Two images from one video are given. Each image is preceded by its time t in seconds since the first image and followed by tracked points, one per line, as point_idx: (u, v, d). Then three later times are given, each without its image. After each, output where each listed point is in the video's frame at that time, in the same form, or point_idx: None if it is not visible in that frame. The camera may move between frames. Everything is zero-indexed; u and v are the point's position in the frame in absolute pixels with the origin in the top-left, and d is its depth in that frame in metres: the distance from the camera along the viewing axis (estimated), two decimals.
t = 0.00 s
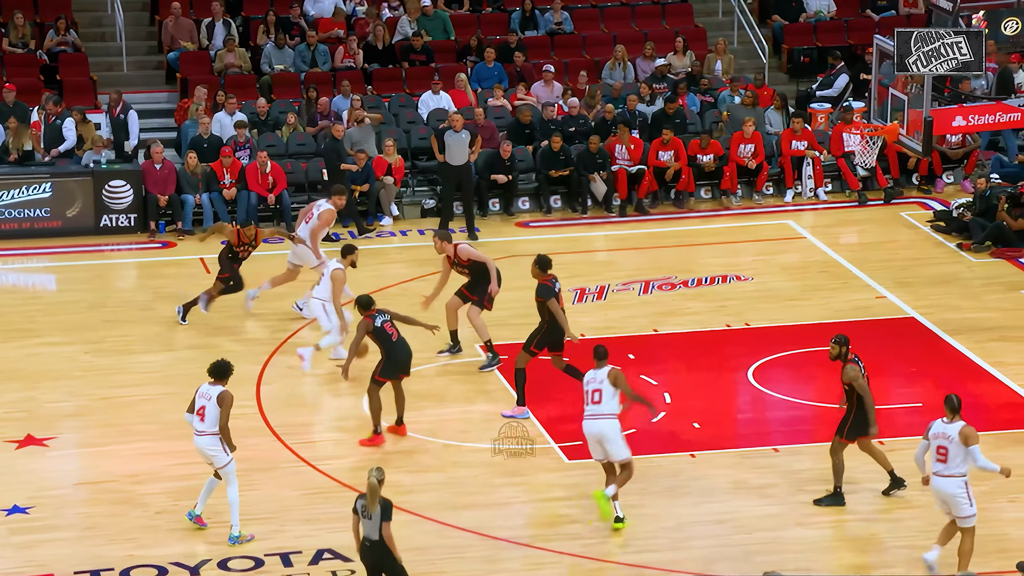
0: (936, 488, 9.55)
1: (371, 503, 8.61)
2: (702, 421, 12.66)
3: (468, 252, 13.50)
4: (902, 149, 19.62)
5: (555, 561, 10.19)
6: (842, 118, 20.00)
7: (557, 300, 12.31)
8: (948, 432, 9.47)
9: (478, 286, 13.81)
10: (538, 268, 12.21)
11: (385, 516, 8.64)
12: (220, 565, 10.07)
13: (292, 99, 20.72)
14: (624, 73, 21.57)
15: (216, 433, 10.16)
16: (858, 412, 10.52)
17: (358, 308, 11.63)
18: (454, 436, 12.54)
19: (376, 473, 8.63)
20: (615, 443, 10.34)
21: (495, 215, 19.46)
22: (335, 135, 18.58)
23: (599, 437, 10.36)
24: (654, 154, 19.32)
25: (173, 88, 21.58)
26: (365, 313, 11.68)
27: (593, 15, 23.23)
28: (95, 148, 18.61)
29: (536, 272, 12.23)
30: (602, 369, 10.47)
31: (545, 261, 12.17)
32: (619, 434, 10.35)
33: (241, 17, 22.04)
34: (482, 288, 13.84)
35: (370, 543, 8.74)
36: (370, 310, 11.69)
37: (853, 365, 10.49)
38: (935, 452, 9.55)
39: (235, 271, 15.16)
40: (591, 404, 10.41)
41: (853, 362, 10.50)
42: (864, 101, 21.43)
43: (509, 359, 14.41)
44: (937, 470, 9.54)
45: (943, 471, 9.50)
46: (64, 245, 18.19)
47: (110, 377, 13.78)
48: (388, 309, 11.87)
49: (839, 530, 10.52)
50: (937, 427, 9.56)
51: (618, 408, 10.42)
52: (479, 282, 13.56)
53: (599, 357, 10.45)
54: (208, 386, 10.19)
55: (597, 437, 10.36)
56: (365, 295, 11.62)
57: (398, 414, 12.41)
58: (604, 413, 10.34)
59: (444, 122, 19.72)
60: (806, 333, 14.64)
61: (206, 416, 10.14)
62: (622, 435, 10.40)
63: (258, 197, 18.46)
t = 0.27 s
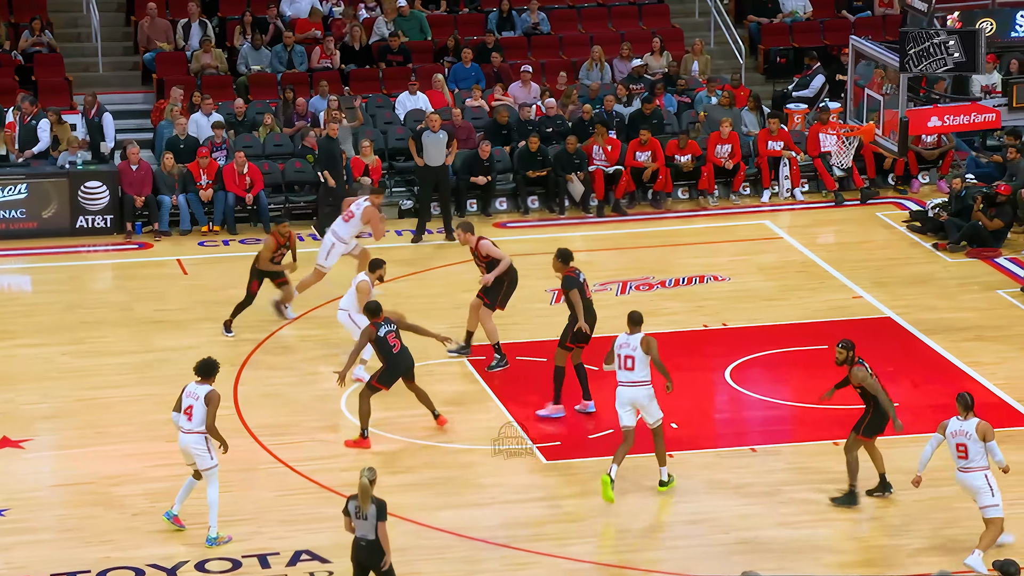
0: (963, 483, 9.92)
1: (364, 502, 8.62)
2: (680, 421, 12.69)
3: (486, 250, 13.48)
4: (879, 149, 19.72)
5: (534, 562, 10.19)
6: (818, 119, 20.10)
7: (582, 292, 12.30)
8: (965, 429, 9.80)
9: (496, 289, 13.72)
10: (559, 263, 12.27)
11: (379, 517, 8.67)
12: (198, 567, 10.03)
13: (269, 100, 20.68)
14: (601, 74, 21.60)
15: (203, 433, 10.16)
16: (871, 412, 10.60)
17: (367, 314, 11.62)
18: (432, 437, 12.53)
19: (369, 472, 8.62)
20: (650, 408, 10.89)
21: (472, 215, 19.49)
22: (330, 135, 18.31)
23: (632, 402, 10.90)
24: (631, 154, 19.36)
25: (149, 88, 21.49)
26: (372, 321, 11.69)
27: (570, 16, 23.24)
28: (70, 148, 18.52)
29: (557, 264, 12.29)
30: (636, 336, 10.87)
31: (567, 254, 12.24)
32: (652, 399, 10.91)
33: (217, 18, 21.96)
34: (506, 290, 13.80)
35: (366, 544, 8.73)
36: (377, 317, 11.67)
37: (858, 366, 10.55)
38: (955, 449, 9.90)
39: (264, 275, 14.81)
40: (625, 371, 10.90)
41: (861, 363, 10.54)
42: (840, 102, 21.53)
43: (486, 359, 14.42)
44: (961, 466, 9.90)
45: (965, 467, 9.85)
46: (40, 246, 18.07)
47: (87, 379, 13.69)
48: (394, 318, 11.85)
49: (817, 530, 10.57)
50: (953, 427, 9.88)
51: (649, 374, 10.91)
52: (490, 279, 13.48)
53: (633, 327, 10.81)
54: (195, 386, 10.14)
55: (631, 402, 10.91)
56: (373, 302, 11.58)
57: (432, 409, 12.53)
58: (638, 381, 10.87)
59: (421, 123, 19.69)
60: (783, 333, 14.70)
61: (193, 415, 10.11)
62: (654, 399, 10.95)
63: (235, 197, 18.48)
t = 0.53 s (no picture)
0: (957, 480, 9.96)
1: (357, 505, 8.83)
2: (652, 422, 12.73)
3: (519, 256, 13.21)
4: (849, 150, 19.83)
5: (506, 562, 10.20)
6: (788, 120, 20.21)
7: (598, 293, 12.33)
8: (964, 426, 9.86)
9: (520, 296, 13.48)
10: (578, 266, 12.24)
11: (374, 519, 8.87)
12: (168, 570, 9.97)
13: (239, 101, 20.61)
14: (572, 75, 21.63)
15: (176, 433, 10.17)
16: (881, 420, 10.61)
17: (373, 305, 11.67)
18: (403, 438, 12.52)
19: (364, 476, 8.85)
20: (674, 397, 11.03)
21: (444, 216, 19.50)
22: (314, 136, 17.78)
23: (660, 391, 11.05)
24: (602, 155, 19.40)
25: (119, 90, 21.36)
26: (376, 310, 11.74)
27: (541, 17, 23.25)
28: (40, 150, 18.40)
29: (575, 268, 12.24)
30: (662, 328, 11.08)
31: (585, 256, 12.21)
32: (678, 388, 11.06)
33: (187, 18, 21.85)
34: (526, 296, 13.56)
35: (360, 547, 8.97)
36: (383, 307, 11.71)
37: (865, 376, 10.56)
38: (953, 445, 9.94)
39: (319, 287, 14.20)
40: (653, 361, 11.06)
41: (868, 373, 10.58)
42: (810, 103, 21.65)
43: (458, 360, 14.42)
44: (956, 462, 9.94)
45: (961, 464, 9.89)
46: (8, 248, 17.93)
47: (56, 381, 13.59)
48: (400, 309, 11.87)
49: (788, 529, 10.62)
50: (954, 423, 9.93)
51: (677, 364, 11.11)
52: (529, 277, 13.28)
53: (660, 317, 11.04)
54: (168, 386, 10.11)
55: (659, 391, 11.05)
56: (377, 293, 11.63)
57: (424, 414, 12.44)
58: (668, 370, 11.03)
59: (392, 124, 19.65)
60: (754, 333, 14.77)
61: (167, 416, 10.10)
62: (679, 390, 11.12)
63: (207, 198, 18.41)
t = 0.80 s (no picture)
0: (946, 469, 9.78)
1: (348, 507, 8.82)
2: (627, 423, 12.76)
3: (543, 249, 13.52)
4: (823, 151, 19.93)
5: (482, 564, 10.20)
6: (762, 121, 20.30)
7: (610, 293, 12.46)
8: (959, 415, 9.71)
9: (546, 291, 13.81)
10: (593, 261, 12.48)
11: (364, 520, 8.86)
12: (142, 573, 9.92)
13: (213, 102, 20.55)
14: (546, 76, 21.66)
15: (141, 426, 10.18)
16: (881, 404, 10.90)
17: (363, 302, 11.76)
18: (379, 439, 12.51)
19: (354, 477, 8.77)
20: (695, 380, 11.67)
21: (419, 217, 19.51)
22: (299, 138, 17.75)
23: (682, 374, 11.67)
24: (577, 156, 19.44)
25: (92, 91, 21.24)
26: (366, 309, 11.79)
27: (515, 18, 23.26)
28: (12, 151, 18.30)
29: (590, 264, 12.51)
30: (680, 315, 11.61)
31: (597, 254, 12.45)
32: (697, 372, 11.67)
33: (160, 19, 21.75)
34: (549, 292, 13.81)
35: (348, 548, 8.93)
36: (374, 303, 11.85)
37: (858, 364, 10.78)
38: (947, 435, 9.75)
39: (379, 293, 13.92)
40: (671, 347, 11.65)
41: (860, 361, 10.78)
42: (784, 104, 21.76)
43: (434, 360, 14.41)
44: (947, 452, 9.77)
45: (956, 454, 9.74)
46: None
47: (29, 383, 13.50)
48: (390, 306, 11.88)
49: (763, 530, 10.66)
50: (949, 412, 9.72)
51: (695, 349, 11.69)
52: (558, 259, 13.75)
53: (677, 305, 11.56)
54: (126, 380, 10.14)
55: (679, 374, 11.68)
56: (366, 289, 11.75)
57: (404, 414, 12.42)
58: (686, 355, 11.62)
59: (367, 125, 19.62)
60: (729, 333, 14.83)
61: (129, 410, 10.12)
62: (698, 372, 11.76)
63: (180, 200, 18.37)
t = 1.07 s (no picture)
0: (930, 477, 9.76)
1: (331, 508, 8.80)
2: (608, 424, 12.77)
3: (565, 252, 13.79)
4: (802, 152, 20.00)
5: (463, 566, 10.19)
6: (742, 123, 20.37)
7: (622, 299, 12.16)
8: (946, 422, 9.73)
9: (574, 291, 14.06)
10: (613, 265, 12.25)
11: (347, 523, 8.86)
12: None
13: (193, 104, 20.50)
14: (527, 78, 21.67)
15: (112, 418, 10.31)
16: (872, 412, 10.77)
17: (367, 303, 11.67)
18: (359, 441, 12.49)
19: (337, 480, 8.79)
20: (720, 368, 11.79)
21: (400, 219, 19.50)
22: (288, 139, 17.75)
23: (706, 363, 11.75)
24: (558, 158, 19.44)
25: (71, 93, 21.15)
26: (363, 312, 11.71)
27: (496, 20, 23.26)
28: None
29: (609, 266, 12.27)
30: (699, 306, 11.62)
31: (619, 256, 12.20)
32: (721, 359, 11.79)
33: (140, 21, 21.68)
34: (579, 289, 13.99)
35: (330, 550, 8.90)
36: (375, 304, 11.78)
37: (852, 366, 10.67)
38: (934, 442, 9.74)
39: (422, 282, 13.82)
40: (692, 338, 11.69)
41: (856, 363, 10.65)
42: (764, 106, 21.83)
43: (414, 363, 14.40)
44: (932, 459, 9.76)
45: (940, 461, 9.75)
46: None
47: (7, 386, 13.43)
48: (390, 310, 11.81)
49: (743, 531, 10.69)
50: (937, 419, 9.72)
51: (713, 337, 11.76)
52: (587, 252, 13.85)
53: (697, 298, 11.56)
54: (94, 374, 10.22)
55: (699, 364, 11.75)
56: (370, 290, 11.66)
57: (405, 410, 12.51)
58: (707, 346, 11.69)
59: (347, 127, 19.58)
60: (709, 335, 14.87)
61: (100, 404, 10.23)
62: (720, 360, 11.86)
63: (160, 202, 18.32)
